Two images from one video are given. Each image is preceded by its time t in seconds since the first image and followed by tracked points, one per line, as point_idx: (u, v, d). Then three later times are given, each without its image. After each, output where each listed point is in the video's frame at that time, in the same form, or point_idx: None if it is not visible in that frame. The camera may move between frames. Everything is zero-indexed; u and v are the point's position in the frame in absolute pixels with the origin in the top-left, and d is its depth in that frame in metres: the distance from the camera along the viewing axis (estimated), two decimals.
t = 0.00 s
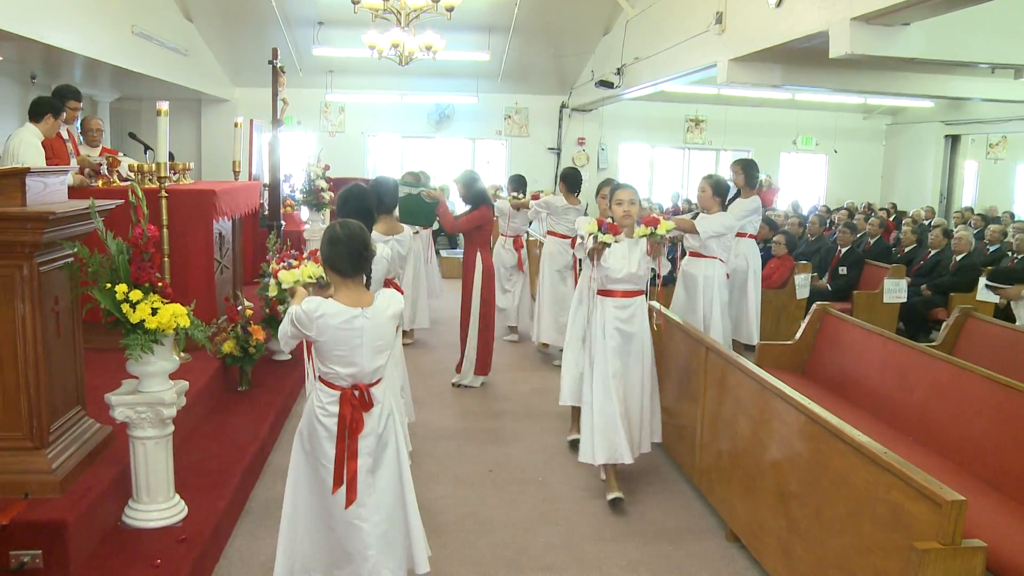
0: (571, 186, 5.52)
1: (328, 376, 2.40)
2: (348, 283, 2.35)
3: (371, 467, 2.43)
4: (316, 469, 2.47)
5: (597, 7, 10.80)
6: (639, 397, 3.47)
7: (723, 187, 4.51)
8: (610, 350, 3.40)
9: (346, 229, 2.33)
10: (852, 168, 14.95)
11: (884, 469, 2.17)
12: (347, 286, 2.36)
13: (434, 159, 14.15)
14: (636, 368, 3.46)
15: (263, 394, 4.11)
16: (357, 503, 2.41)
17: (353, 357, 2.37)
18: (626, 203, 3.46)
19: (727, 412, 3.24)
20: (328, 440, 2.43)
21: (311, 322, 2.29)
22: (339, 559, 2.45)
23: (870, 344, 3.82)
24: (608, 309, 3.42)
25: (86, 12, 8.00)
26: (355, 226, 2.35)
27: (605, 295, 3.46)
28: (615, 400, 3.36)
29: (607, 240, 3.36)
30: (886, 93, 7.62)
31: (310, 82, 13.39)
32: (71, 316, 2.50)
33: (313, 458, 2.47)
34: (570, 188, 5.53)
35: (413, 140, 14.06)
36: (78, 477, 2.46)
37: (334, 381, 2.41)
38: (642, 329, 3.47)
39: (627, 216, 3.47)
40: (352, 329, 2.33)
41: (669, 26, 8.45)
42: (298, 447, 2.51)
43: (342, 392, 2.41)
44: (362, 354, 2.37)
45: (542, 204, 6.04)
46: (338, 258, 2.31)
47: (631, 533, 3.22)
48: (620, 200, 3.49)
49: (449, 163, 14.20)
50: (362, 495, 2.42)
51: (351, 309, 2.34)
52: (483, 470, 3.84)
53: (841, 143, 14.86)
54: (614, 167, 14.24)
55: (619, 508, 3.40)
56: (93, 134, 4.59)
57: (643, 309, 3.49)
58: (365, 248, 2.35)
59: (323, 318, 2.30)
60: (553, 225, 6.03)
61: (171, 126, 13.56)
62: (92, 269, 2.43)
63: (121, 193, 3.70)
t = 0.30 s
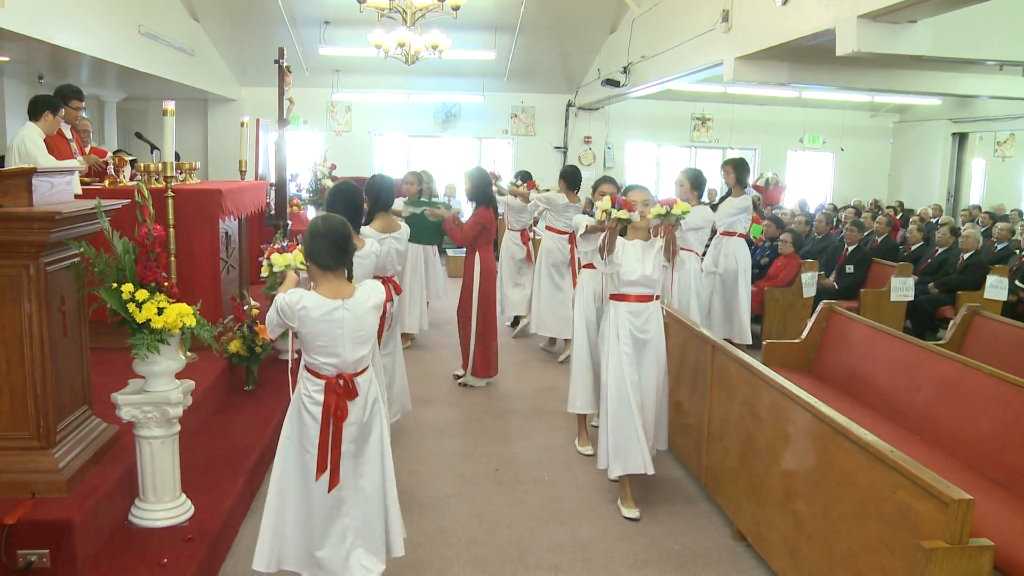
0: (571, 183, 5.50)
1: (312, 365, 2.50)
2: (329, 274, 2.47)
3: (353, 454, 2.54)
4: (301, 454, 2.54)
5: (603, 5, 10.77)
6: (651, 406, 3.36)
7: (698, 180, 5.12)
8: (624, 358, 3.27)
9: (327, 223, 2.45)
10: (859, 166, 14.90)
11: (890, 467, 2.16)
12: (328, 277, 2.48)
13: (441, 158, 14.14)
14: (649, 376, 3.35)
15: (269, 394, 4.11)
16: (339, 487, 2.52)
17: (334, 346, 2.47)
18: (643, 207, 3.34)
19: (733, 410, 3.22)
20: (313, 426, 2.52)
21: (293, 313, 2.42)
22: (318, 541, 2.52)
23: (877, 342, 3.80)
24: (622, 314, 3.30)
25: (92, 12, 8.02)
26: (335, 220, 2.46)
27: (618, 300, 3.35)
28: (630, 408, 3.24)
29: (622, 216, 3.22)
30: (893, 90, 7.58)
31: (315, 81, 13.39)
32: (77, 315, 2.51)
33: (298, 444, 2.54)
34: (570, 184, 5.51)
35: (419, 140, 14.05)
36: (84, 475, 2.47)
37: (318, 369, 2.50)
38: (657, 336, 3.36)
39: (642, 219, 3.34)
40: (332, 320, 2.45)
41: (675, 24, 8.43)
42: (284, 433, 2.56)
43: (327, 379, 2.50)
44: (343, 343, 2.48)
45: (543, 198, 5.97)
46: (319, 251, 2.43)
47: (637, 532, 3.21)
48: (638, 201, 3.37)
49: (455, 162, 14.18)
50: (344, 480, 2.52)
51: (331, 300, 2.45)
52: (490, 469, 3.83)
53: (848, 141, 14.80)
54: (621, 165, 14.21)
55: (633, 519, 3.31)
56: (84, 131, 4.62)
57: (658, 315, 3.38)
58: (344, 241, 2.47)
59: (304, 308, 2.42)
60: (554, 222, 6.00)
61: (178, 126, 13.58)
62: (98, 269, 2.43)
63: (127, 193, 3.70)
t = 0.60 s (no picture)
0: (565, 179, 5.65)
1: (307, 361, 2.53)
2: (319, 273, 2.51)
3: (348, 447, 2.59)
4: (296, 449, 2.56)
5: (605, 5, 10.77)
6: (658, 417, 3.19)
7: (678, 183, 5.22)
8: (630, 359, 3.17)
9: (318, 224, 2.49)
10: (862, 166, 14.88)
11: (892, 466, 2.16)
12: (319, 275, 2.51)
13: (443, 158, 14.15)
14: (657, 384, 3.20)
15: (271, 395, 4.11)
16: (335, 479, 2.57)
17: (327, 342, 2.50)
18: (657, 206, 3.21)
19: (736, 410, 3.22)
20: (310, 422, 2.54)
21: (287, 310, 2.45)
22: (312, 531, 2.56)
23: (879, 342, 3.79)
24: (629, 314, 3.19)
25: (95, 14, 8.05)
26: (325, 221, 2.50)
27: (628, 300, 3.22)
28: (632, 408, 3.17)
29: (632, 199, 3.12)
30: (895, 89, 7.57)
31: (317, 82, 13.42)
32: (79, 316, 2.51)
33: (295, 438, 2.55)
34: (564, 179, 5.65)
35: (422, 140, 14.06)
36: (86, 478, 2.46)
37: (313, 365, 2.52)
38: (668, 342, 3.22)
39: (652, 218, 3.21)
40: (324, 316, 2.48)
41: (676, 25, 8.43)
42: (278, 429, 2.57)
43: (321, 375, 2.53)
44: (336, 339, 2.51)
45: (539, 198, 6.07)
46: (309, 250, 2.46)
47: (640, 531, 3.21)
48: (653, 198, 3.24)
49: (457, 163, 14.19)
50: (339, 472, 2.58)
51: (323, 298, 2.48)
52: (491, 470, 3.83)
53: (850, 141, 14.78)
54: (623, 165, 14.20)
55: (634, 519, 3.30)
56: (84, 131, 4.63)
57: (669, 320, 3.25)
58: (333, 239, 2.51)
59: (297, 305, 2.45)
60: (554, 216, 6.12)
61: (180, 127, 13.61)
62: (101, 271, 2.44)
63: (128, 194, 3.71)
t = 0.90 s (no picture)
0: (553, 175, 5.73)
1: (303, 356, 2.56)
2: (318, 272, 2.55)
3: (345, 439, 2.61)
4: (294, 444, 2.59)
5: (605, 6, 10.78)
6: (661, 430, 2.99)
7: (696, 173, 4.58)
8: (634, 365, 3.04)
9: (317, 224, 2.55)
10: (862, 165, 14.88)
11: (891, 465, 2.16)
12: (318, 274, 2.56)
13: (444, 159, 14.15)
14: (664, 396, 3.01)
15: (272, 396, 4.11)
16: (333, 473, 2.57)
17: (323, 338, 2.54)
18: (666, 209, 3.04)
19: (736, 409, 3.22)
20: (307, 415, 2.57)
21: (286, 307, 2.49)
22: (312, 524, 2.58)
23: (880, 341, 3.79)
24: (636, 320, 3.07)
25: (95, 16, 8.05)
26: (324, 222, 2.56)
27: (637, 307, 3.09)
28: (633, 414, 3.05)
29: (636, 190, 2.97)
30: (895, 88, 7.57)
31: (318, 83, 13.42)
32: (79, 318, 2.52)
33: (294, 431, 2.59)
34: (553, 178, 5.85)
35: (422, 141, 14.07)
36: (87, 480, 2.47)
37: (309, 360, 2.56)
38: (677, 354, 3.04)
39: (662, 223, 3.05)
40: (321, 314, 2.52)
41: (676, 25, 8.42)
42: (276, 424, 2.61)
43: (317, 370, 2.56)
44: (332, 336, 2.55)
45: (533, 198, 6.27)
46: (310, 251, 2.52)
47: (641, 532, 3.21)
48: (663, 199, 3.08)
49: (458, 163, 14.19)
50: (337, 465, 2.59)
51: (322, 297, 2.52)
52: (492, 470, 3.83)
53: (850, 140, 14.78)
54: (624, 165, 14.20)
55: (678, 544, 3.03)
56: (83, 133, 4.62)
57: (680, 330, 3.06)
58: (332, 240, 2.57)
59: (296, 302, 2.49)
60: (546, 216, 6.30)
61: (181, 129, 13.61)
62: (100, 273, 2.45)
63: (128, 196, 3.71)
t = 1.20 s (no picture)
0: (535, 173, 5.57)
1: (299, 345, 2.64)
2: (315, 265, 2.61)
3: (339, 424, 2.66)
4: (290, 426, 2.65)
5: (605, 7, 10.80)
6: (675, 442, 2.86)
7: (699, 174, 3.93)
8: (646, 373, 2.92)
9: (315, 219, 2.60)
10: (863, 164, 14.87)
11: (892, 465, 2.16)
12: (316, 268, 2.62)
13: (444, 159, 14.16)
14: (678, 406, 2.87)
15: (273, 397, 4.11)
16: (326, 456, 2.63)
17: (318, 329, 2.61)
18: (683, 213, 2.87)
19: (737, 409, 3.22)
20: (301, 400, 2.64)
21: (283, 298, 2.55)
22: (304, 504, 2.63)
23: (881, 340, 3.79)
24: (651, 326, 2.95)
25: (96, 18, 8.07)
26: (322, 217, 2.62)
27: (652, 311, 2.96)
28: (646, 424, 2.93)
29: (644, 181, 2.86)
30: (896, 87, 7.56)
31: (319, 84, 13.44)
32: (80, 319, 2.52)
33: (289, 415, 2.66)
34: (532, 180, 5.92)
35: (423, 141, 14.08)
36: (89, 480, 2.47)
37: (305, 348, 2.63)
38: (694, 363, 2.89)
39: (679, 226, 2.91)
40: (317, 307, 2.58)
41: (677, 24, 8.42)
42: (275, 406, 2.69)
43: (313, 358, 2.63)
44: (327, 327, 2.62)
45: (527, 196, 6.36)
46: (308, 245, 2.57)
47: (642, 531, 3.21)
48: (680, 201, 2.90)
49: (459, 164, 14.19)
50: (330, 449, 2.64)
51: (318, 290, 2.58)
52: (493, 470, 3.83)
53: (852, 139, 14.76)
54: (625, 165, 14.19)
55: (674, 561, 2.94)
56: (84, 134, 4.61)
57: (697, 338, 2.92)
58: (331, 234, 2.62)
59: (293, 295, 2.55)
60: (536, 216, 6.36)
61: (182, 130, 13.63)
62: (100, 274, 2.45)
63: (128, 197, 3.71)
